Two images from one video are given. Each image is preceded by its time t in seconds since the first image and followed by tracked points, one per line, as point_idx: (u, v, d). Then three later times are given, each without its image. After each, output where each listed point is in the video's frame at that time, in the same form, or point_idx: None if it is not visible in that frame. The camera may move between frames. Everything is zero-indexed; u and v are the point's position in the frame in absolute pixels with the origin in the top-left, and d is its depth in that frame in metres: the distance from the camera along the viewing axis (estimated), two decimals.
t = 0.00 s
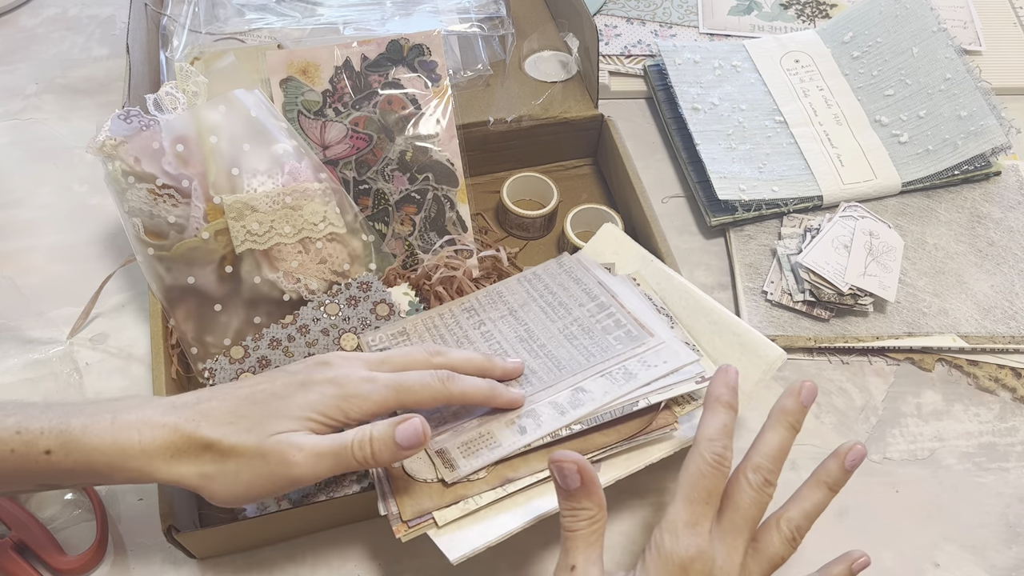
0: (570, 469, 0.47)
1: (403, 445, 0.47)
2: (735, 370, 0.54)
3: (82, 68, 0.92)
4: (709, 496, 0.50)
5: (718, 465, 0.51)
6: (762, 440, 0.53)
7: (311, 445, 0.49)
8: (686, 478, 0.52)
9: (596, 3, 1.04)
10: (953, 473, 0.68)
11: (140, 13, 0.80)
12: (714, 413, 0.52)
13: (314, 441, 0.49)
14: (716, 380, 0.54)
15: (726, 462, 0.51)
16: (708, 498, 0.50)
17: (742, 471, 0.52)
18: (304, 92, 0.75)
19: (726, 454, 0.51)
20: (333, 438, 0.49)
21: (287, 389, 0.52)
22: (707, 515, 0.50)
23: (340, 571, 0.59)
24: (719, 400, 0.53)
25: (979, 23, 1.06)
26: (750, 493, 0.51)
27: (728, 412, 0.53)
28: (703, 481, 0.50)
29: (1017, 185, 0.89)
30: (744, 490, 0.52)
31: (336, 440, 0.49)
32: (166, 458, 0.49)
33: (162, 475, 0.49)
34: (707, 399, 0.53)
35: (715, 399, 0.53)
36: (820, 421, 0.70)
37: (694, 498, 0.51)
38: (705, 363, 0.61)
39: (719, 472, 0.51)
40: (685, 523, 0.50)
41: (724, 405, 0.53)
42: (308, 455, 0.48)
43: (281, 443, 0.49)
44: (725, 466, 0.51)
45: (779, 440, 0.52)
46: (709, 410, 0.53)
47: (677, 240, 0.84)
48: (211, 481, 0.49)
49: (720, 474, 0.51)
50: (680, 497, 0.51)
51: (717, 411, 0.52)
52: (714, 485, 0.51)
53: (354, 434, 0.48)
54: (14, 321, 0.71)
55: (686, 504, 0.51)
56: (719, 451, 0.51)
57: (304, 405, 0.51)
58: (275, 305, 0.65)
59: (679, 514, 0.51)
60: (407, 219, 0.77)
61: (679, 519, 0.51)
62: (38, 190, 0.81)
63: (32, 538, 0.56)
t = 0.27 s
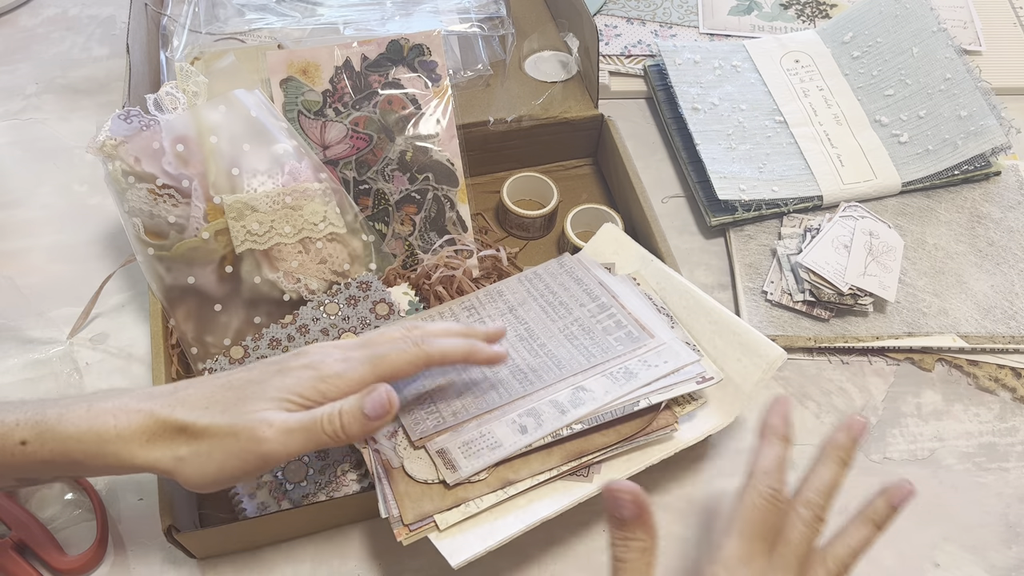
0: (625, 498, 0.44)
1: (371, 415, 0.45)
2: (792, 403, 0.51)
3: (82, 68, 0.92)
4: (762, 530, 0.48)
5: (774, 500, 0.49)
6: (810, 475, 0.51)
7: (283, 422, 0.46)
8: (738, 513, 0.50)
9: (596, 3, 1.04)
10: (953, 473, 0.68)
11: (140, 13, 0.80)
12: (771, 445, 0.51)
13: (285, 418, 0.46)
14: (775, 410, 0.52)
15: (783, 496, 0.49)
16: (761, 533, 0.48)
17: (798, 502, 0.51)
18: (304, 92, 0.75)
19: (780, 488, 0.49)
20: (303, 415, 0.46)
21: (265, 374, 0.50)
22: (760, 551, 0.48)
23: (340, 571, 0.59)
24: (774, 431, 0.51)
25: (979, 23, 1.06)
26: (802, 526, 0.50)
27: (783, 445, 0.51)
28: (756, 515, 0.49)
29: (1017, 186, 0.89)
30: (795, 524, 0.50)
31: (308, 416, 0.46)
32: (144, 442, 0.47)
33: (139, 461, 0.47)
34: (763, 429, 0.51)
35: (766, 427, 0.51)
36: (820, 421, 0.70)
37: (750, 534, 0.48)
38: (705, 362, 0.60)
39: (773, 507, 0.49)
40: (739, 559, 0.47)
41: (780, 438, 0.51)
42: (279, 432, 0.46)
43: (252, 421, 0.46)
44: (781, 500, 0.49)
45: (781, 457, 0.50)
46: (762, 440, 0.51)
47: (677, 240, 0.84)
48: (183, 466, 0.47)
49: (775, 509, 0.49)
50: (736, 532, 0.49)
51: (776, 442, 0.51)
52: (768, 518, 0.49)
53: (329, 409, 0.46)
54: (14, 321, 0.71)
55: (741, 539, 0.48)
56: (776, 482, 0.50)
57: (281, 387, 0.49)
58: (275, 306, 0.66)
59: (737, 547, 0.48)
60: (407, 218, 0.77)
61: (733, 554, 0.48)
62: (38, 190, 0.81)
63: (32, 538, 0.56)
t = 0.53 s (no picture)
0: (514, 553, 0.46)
1: (250, 281, 0.42)
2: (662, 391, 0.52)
3: (82, 68, 0.92)
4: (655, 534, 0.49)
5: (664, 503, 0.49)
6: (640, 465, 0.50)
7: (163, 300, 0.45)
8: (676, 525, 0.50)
9: (596, 4, 1.04)
10: (953, 472, 0.68)
11: (140, 13, 0.80)
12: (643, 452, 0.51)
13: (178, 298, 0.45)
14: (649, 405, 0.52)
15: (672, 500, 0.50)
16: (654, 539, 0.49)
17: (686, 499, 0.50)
18: (304, 92, 0.75)
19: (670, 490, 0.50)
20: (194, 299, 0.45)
21: (164, 265, 0.48)
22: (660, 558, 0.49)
23: (340, 571, 0.59)
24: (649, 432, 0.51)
25: (979, 23, 1.06)
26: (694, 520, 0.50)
27: (659, 439, 0.51)
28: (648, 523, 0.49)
29: (1017, 186, 0.89)
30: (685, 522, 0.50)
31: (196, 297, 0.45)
32: (53, 342, 0.46)
33: (50, 360, 0.47)
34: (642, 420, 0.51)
35: (643, 428, 0.51)
36: (820, 421, 0.70)
37: (646, 540, 0.49)
38: (705, 362, 0.61)
39: (666, 511, 0.49)
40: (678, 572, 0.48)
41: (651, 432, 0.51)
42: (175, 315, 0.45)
43: (145, 302, 0.45)
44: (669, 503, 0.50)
45: (656, 456, 0.50)
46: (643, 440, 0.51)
47: (677, 240, 0.84)
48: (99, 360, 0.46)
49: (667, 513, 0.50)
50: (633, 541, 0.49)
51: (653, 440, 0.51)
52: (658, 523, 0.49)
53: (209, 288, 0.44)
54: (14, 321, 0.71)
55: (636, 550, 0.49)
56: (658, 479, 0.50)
57: (181, 272, 0.47)
58: (275, 305, 0.66)
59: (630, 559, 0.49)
60: (407, 219, 0.77)
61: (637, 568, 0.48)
62: (38, 190, 0.81)
63: (32, 537, 0.56)
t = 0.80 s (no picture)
0: (598, 538, 0.42)
1: (255, 398, 0.44)
2: (750, 393, 0.47)
3: (82, 68, 0.92)
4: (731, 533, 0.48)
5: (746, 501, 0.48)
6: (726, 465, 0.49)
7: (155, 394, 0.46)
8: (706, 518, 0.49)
9: (596, 4, 1.04)
10: (953, 472, 0.68)
11: (140, 13, 0.80)
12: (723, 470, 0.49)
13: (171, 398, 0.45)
14: (733, 407, 0.48)
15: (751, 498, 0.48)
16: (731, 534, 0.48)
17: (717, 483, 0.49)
18: (304, 92, 0.75)
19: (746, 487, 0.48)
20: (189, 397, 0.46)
21: (154, 346, 0.48)
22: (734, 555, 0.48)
23: (340, 571, 0.59)
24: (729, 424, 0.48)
25: (979, 23, 1.06)
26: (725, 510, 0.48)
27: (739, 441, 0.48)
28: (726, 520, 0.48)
29: (1017, 186, 0.89)
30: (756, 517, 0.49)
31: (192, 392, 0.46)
32: (35, 424, 0.46)
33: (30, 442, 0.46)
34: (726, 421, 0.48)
35: (727, 426, 0.48)
36: (820, 421, 0.70)
37: (722, 539, 0.48)
38: (705, 363, 0.60)
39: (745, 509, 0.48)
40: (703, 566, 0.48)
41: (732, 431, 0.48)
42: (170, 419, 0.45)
43: (137, 399, 0.45)
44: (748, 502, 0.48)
45: (741, 458, 0.48)
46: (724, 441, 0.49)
47: (677, 240, 0.84)
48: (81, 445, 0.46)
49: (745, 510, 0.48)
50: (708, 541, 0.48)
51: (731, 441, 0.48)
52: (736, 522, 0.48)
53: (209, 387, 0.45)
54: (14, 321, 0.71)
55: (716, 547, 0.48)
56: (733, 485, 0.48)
57: (174, 359, 0.47)
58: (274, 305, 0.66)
59: (705, 552, 0.48)
60: (407, 219, 0.77)
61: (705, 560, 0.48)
62: (38, 190, 0.81)
63: (32, 537, 0.56)
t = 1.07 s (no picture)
0: (717, 486, 0.47)
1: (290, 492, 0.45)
2: (920, 402, 0.54)
3: (82, 68, 0.92)
4: (862, 528, 0.53)
5: (880, 500, 0.53)
6: (871, 461, 0.54)
7: (173, 478, 0.43)
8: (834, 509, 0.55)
9: (596, 4, 1.04)
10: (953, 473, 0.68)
11: (141, 13, 0.80)
12: (865, 482, 0.54)
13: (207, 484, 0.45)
14: (896, 418, 0.54)
15: (887, 498, 0.53)
16: (859, 528, 0.53)
17: (860, 483, 0.54)
18: (304, 92, 0.75)
19: (888, 489, 0.53)
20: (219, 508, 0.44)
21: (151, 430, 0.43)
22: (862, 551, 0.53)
23: (340, 571, 0.59)
24: (890, 431, 0.54)
25: (979, 23, 1.06)
26: (869, 513, 0.53)
27: (902, 449, 0.53)
28: (855, 513, 0.53)
29: (1017, 185, 0.89)
30: (871, 514, 0.53)
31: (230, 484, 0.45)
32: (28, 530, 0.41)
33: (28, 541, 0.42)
34: (882, 431, 0.54)
35: (891, 432, 0.54)
36: (820, 420, 0.70)
37: (847, 530, 0.53)
38: (705, 362, 0.61)
39: (875, 509, 0.53)
40: (831, 556, 0.53)
41: (896, 439, 0.53)
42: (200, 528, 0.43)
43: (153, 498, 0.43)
44: (883, 502, 0.53)
45: (893, 459, 0.53)
46: (880, 442, 0.55)
47: (677, 240, 0.84)
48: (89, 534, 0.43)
49: (879, 511, 0.53)
50: (829, 530, 0.54)
51: (885, 446, 0.54)
52: (868, 521, 0.53)
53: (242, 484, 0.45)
54: (14, 321, 0.71)
55: (838, 536, 0.53)
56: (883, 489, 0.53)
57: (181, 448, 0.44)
58: (275, 305, 0.66)
59: (841, 544, 0.53)
60: (407, 219, 0.77)
61: (829, 551, 0.53)
62: (38, 190, 0.81)
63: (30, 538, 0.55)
